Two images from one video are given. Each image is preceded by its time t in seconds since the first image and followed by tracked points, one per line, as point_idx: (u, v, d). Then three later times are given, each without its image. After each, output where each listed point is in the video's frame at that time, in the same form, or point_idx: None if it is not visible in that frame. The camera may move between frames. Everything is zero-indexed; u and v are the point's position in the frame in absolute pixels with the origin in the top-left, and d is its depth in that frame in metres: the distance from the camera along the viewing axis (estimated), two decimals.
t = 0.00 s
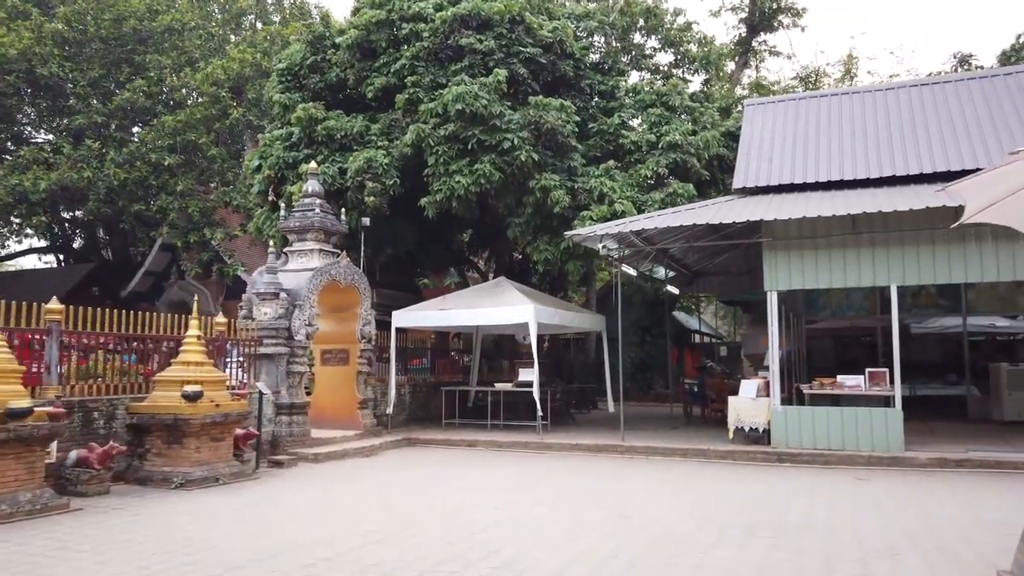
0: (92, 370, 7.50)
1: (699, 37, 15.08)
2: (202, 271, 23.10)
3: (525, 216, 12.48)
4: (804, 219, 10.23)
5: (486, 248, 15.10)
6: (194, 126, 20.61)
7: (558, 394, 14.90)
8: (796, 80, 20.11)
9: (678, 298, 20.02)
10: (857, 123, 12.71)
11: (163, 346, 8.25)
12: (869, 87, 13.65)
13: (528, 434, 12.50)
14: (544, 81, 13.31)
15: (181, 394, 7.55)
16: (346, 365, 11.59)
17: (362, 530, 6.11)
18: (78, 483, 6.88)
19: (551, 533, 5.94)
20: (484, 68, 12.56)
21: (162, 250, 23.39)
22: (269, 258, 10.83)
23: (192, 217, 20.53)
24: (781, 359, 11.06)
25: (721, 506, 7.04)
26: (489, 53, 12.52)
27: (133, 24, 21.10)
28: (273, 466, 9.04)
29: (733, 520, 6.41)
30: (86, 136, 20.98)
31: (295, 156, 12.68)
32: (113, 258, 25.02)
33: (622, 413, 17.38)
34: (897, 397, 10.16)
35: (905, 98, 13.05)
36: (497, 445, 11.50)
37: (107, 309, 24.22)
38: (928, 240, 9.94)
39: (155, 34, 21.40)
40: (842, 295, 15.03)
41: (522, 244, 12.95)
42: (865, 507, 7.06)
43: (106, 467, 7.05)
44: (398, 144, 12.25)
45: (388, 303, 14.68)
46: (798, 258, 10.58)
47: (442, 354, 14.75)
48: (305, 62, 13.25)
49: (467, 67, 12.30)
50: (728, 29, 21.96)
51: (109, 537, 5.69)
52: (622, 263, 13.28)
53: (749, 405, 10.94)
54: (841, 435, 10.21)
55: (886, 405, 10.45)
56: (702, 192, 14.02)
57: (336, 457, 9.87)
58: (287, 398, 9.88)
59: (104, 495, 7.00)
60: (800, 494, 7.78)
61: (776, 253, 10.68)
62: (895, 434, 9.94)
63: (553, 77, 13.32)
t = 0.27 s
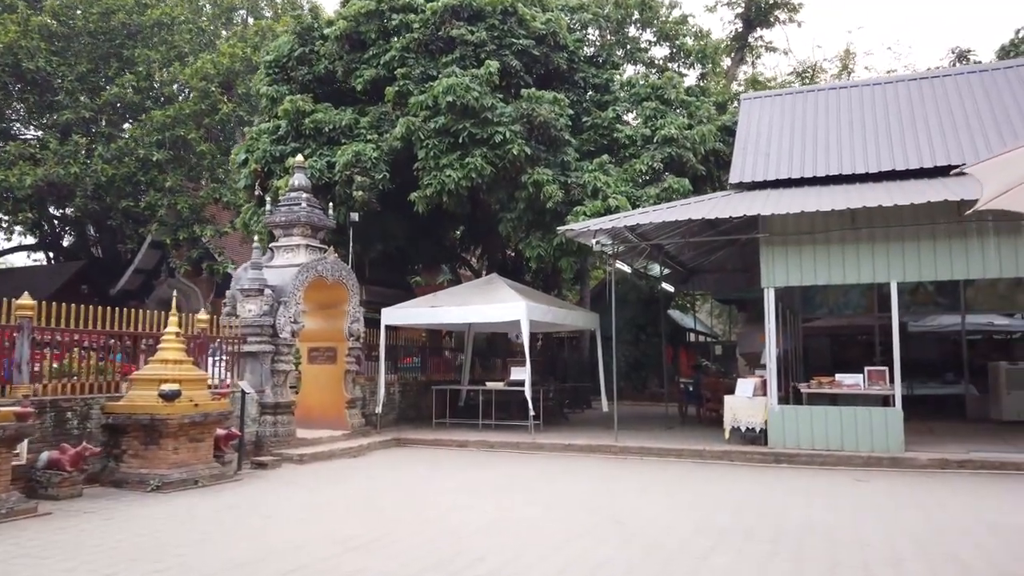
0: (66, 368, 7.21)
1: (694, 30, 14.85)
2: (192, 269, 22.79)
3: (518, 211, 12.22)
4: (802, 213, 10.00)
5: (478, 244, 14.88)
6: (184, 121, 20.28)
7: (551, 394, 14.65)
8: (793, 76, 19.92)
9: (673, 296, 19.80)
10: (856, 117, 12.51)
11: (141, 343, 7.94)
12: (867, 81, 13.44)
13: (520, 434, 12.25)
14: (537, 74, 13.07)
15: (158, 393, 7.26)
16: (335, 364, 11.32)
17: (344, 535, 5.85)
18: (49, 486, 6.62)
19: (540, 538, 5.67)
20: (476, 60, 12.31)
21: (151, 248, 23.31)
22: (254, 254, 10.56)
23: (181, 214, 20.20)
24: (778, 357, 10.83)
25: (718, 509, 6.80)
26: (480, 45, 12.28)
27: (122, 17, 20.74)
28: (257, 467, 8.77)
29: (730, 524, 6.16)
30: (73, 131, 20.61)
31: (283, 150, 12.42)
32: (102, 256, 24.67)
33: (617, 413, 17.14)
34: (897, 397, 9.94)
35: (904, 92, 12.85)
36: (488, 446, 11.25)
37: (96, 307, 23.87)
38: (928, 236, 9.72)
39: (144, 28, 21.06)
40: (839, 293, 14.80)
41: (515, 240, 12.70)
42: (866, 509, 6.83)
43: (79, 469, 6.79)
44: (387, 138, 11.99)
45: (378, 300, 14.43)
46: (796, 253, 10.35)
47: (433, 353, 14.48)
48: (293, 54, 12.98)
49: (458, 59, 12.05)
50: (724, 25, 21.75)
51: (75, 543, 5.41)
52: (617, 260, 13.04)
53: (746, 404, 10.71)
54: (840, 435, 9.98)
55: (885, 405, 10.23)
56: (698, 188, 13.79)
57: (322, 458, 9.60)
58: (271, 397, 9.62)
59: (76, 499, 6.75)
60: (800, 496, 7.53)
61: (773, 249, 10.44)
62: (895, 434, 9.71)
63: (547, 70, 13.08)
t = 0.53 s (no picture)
0: (18, 370, 6.86)
1: (676, 26, 14.65)
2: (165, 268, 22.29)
3: (495, 208, 11.95)
4: (784, 211, 9.81)
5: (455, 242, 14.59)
6: (157, 117, 19.78)
7: (529, 395, 14.40)
8: (774, 74, 19.80)
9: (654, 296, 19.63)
10: (837, 114, 12.37)
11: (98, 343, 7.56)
12: (849, 79, 13.31)
13: (497, 437, 11.99)
14: (515, 68, 12.82)
15: (114, 396, 6.94)
16: (306, 365, 11.00)
17: (305, 546, 5.56)
18: None
19: (510, 549, 5.42)
20: (453, 54, 12.03)
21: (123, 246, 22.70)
22: (221, 251, 10.21)
23: (154, 211, 19.70)
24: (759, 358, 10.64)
25: (696, 516, 6.57)
26: (458, 38, 12.00)
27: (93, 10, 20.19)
28: (221, 473, 8.44)
29: (708, 533, 5.94)
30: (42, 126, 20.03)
31: (253, 144, 12.06)
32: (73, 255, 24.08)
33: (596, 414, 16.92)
34: (878, 398, 9.78)
35: (886, 90, 12.72)
36: (463, 449, 10.97)
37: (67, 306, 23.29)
38: (911, 235, 9.57)
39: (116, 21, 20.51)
40: (820, 293, 14.67)
41: (493, 238, 12.43)
42: (848, 516, 6.63)
43: (27, 477, 6.46)
44: (361, 132, 11.68)
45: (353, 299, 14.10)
46: (777, 252, 10.17)
47: (409, 353, 14.17)
48: (264, 46, 12.63)
49: (434, 52, 11.77)
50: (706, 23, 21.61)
51: (15, 558, 5.09)
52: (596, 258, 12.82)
53: (726, 406, 10.52)
54: (821, 437, 9.81)
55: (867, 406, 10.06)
56: (679, 186, 13.58)
57: (290, 462, 9.28)
58: (238, 400, 9.28)
59: (24, 508, 6.42)
60: (780, 502, 7.34)
61: (754, 248, 10.26)
62: (876, 436, 9.56)
63: (525, 65, 12.83)
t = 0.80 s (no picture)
0: None
1: (642, 21, 14.49)
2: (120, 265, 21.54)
3: (456, 203, 11.68)
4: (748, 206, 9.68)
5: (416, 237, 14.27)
6: (110, 108, 19.07)
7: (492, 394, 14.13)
8: (739, 72, 19.78)
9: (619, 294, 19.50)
10: (801, 110, 12.32)
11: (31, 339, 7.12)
12: (813, 75, 13.28)
13: (458, 436, 11.71)
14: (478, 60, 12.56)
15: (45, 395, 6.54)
16: (259, 363, 10.63)
17: (245, 553, 5.24)
18: None
19: (463, 554, 5.16)
20: (414, 43, 11.73)
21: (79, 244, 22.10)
22: (169, 244, 9.79)
23: (107, 206, 19.00)
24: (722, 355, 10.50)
25: (658, 518, 6.37)
26: (419, 28, 11.71)
27: None
28: (165, 476, 8.05)
29: (669, 535, 5.74)
30: None
31: (205, 134, 11.63)
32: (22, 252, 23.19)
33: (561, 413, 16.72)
34: (841, 396, 9.70)
35: (849, 87, 12.71)
36: (422, 449, 10.68)
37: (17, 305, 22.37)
38: (874, 231, 9.51)
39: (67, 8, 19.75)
40: (783, 291, 14.64)
41: (454, 233, 12.15)
42: (812, 516, 6.49)
43: None
44: (318, 123, 11.33)
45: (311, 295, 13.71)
46: (741, 248, 10.05)
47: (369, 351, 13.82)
48: (218, 33, 12.19)
49: (394, 41, 11.46)
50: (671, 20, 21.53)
51: None
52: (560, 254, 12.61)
53: (689, 404, 10.36)
54: (784, 435, 9.70)
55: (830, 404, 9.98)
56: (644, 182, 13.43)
57: (240, 464, 8.91)
58: (185, 399, 8.90)
59: None
60: (743, 502, 7.18)
61: (718, 243, 10.12)
62: (839, 434, 9.47)
63: (488, 56, 12.58)
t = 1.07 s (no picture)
0: None
1: (617, 16, 14.27)
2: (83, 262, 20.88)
3: (426, 199, 11.38)
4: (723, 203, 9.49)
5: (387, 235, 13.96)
6: (72, 101, 18.42)
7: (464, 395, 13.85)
8: (714, 71, 19.66)
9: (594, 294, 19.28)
10: (777, 107, 12.21)
11: None
12: (789, 73, 13.16)
13: (427, 439, 11.42)
14: (449, 53, 12.28)
15: None
16: (221, 364, 10.27)
17: (192, 566, 4.92)
18: None
19: (424, 566, 4.87)
20: (382, 35, 11.42)
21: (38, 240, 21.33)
22: (124, 240, 9.39)
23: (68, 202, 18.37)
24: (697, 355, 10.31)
25: (631, 525, 6.13)
26: (388, 19, 11.40)
27: None
28: (117, 482, 7.68)
29: (642, 543, 5.50)
30: None
31: (166, 127, 11.22)
32: None
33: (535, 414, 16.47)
34: (817, 396, 9.54)
35: (824, 85, 12.61)
36: (390, 453, 10.37)
37: None
38: (850, 229, 9.37)
39: None
40: (758, 291, 14.51)
41: (424, 230, 11.85)
42: (788, 521, 6.29)
43: None
44: (283, 116, 10.98)
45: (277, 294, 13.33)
46: (716, 246, 9.86)
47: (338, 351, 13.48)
48: (179, 22, 11.78)
49: (362, 32, 11.14)
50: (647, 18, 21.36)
51: None
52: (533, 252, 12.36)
53: (664, 405, 10.17)
54: (760, 437, 9.53)
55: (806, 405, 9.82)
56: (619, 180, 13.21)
57: (198, 470, 8.56)
58: (140, 401, 8.52)
59: None
60: (719, 506, 6.98)
61: (693, 241, 9.92)
62: (814, 435, 9.32)
63: (460, 50, 12.31)
